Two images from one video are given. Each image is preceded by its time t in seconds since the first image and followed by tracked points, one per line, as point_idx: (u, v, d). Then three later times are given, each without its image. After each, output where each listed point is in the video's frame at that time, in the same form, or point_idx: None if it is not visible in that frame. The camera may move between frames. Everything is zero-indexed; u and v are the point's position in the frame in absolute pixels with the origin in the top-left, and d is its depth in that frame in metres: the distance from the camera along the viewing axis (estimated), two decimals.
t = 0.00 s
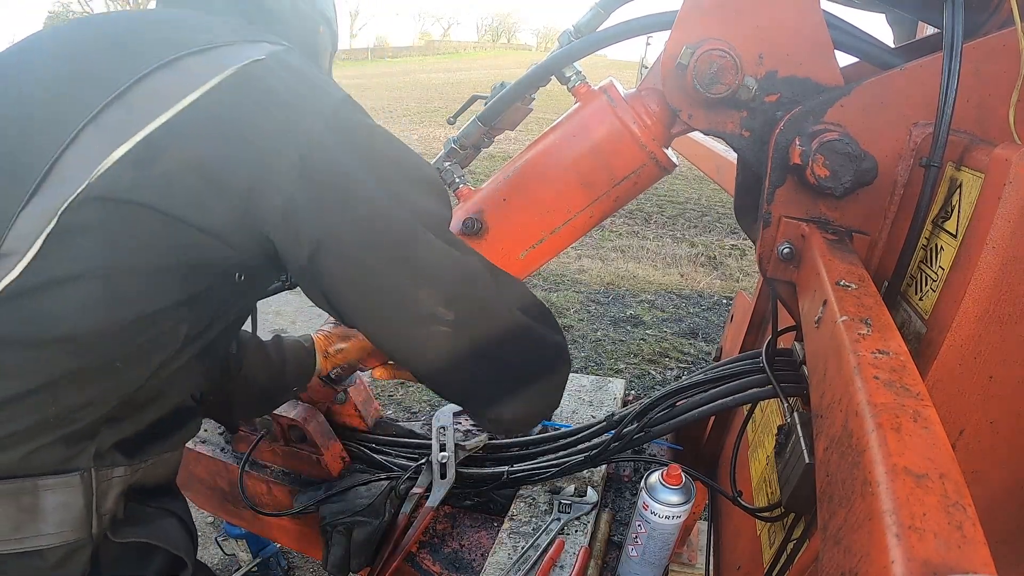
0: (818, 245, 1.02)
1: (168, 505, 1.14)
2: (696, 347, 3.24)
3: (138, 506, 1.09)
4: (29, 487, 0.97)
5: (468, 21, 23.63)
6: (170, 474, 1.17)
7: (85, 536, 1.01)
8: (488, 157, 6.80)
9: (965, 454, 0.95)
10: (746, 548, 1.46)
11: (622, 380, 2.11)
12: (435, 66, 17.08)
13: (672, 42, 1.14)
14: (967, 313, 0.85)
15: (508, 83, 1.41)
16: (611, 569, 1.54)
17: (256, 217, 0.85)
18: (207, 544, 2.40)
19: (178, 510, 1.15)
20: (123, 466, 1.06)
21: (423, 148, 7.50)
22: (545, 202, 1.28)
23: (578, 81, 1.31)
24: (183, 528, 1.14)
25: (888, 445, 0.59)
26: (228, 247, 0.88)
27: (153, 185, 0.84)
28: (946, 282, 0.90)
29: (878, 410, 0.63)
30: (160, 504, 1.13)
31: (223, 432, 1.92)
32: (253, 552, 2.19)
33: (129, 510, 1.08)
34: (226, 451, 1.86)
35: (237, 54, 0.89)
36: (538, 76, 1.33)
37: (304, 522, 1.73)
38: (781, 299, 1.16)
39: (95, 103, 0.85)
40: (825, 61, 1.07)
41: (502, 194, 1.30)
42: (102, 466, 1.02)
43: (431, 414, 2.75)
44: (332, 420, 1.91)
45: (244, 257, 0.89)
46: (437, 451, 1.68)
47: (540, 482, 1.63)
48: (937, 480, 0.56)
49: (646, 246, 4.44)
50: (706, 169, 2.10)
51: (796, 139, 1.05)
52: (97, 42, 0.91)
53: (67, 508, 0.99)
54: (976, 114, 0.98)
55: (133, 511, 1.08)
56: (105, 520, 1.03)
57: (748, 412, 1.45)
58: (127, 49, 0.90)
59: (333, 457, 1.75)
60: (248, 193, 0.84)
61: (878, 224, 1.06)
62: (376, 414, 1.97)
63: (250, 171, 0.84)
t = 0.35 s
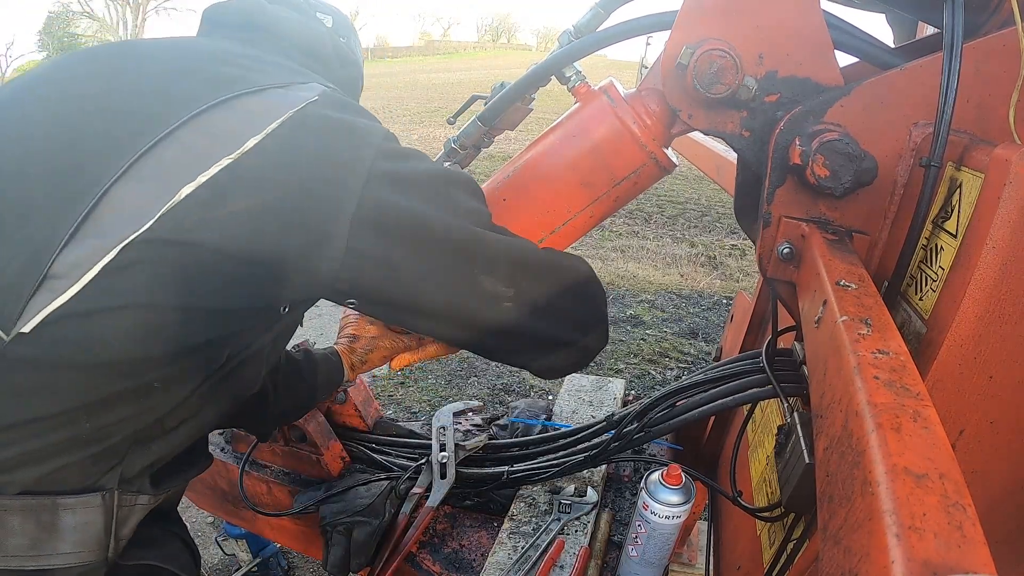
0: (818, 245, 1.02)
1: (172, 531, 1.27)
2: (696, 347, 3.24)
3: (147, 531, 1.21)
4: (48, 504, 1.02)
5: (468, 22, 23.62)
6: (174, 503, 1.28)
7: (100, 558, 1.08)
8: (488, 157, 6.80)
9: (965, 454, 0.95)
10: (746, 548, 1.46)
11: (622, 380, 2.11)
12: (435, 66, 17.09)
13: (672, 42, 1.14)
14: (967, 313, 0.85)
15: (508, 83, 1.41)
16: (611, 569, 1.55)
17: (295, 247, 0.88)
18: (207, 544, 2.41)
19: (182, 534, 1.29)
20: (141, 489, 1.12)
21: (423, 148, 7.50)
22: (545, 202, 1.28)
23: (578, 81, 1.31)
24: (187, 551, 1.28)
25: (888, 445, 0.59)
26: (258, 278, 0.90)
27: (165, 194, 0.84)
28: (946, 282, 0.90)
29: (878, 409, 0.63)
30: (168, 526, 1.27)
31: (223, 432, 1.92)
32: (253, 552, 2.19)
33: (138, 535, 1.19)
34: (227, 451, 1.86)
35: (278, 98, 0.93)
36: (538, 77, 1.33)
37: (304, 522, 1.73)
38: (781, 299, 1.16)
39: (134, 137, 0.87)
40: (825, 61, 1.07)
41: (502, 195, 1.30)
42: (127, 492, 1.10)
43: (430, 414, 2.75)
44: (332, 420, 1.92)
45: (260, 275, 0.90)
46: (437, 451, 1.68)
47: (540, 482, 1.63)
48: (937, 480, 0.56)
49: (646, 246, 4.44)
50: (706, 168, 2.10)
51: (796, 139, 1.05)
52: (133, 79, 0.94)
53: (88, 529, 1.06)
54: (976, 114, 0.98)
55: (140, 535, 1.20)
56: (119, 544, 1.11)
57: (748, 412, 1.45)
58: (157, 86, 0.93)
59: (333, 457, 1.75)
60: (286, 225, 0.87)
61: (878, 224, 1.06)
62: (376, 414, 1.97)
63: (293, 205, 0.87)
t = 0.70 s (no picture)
0: (818, 245, 1.02)
1: (138, 518, 1.14)
2: (696, 347, 3.25)
3: (111, 516, 1.10)
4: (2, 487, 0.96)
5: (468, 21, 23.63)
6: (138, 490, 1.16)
7: (53, 543, 1.00)
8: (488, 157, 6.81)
9: (965, 454, 0.95)
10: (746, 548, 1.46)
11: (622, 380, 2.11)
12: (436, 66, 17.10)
13: (673, 42, 1.14)
14: (967, 312, 0.85)
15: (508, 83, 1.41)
16: (611, 569, 1.55)
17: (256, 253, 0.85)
18: (207, 544, 2.41)
19: (150, 523, 1.15)
20: (94, 476, 1.04)
21: (424, 148, 7.50)
22: (544, 202, 1.28)
23: (579, 81, 1.31)
24: (153, 542, 1.14)
25: (888, 445, 0.59)
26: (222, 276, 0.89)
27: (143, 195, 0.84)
28: (946, 282, 0.90)
29: (878, 409, 0.63)
30: (132, 514, 1.14)
31: (223, 432, 1.92)
32: (253, 552, 2.19)
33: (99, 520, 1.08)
34: (226, 451, 1.86)
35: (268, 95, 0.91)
36: (538, 77, 1.33)
37: (304, 522, 1.73)
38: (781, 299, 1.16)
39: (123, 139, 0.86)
40: (825, 61, 1.07)
41: (502, 195, 1.30)
42: (77, 477, 1.01)
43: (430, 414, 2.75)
44: (331, 420, 1.92)
45: (225, 265, 0.89)
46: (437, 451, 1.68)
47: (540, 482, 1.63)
48: (937, 480, 0.56)
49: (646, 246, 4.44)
50: (706, 169, 2.10)
51: (796, 139, 1.05)
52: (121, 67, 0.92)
53: (38, 512, 0.98)
54: (976, 114, 0.98)
55: (103, 521, 1.08)
56: (74, 528, 1.02)
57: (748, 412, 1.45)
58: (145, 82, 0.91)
59: (333, 457, 1.75)
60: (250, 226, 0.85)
61: (878, 224, 1.06)
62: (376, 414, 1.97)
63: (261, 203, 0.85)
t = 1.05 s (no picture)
0: (818, 245, 1.02)
1: (101, 461, 1.20)
2: (696, 347, 3.25)
3: (78, 456, 1.17)
4: None
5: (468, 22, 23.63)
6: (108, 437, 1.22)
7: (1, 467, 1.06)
8: (488, 157, 6.80)
9: (965, 454, 0.95)
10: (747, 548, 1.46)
11: (623, 380, 2.11)
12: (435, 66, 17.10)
13: (672, 42, 1.14)
14: (967, 312, 0.85)
15: (508, 83, 1.41)
16: (611, 569, 1.55)
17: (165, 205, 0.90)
18: (207, 543, 2.41)
19: (114, 468, 1.23)
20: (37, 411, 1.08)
21: (424, 148, 7.50)
22: (545, 202, 1.28)
23: (578, 81, 1.31)
24: (116, 485, 1.22)
25: (888, 445, 0.59)
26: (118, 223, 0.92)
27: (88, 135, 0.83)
28: (946, 282, 0.90)
29: (878, 409, 0.63)
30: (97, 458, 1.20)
31: (224, 432, 1.93)
32: (253, 552, 2.19)
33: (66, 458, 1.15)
34: (227, 451, 1.87)
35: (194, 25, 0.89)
36: (538, 77, 1.33)
37: (304, 522, 1.73)
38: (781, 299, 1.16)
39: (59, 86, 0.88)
40: (825, 61, 1.07)
41: (502, 195, 1.30)
42: (19, 405, 1.06)
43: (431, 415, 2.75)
44: (332, 420, 1.93)
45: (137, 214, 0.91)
46: (437, 451, 1.69)
47: (540, 482, 1.63)
48: (937, 480, 0.56)
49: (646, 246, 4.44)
50: (707, 169, 2.10)
51: (796, 139, 1.05)
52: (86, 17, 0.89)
53: None
54: (975, 114, 0.97)
55: (68, 458, 1.15)
56: (24, 456, 1.08)
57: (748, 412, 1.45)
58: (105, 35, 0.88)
59: (333, 457, 1.75)
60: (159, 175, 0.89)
61: (879, 224, 1.06)
62: (376, 414, 1.96)
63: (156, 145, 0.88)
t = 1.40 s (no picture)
0: (818, 245, 1.02)
1: (83, 469, 1.15)
2: (696, 347, 3.25)
3: (57, 464, 1.11)
4: None
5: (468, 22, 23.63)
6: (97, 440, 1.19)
7: None
8: (488, 157, 6.81)
9: (965, 454, 0.95)
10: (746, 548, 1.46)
11: (622, 380, 2.11)
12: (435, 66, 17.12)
13: (672, 42, 1.14)
14: (967, 312, 0.85)
15: (508, 83, 1.41)
16: (611, 569, 1.55)
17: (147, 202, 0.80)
18: (207, 543, 2.41)
19: (96, 475, 1.17)
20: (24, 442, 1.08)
21: (424, 148, 7.50)
22: (545, 202, 1.28)
23: (578, 81, 1.31)
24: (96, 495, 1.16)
25: (888, 445, 0.59)
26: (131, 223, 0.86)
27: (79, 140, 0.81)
28: (946, 282, 0.90)
29: (878, 409, 0.63)
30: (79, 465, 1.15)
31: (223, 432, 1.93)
32: (253, 552, 2.19)
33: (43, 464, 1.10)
34: (226, 451, 1.87)
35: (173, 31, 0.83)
36: (538, 77, 1.33)
37: (303, 522, 1.73)
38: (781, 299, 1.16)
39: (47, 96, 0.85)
40: (825, 61, 1.07)
41: (502, 195, 1.30)
42: None
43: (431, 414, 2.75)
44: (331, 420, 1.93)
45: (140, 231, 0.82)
46: (437, 451, 1.69)
47: (540, 482, 1.63)
48: (937, 480, 0.56)
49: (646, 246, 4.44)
50: (706, 168, 2.10)
51: (796, 139, 1.05)
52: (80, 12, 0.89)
53: None
54: (976, 114, 0.97)
55: (46, 465, 1.10)
56: None
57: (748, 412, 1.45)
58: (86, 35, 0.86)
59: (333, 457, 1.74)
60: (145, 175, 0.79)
61: (878, 224, 1.06)
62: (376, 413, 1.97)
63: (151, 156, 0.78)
